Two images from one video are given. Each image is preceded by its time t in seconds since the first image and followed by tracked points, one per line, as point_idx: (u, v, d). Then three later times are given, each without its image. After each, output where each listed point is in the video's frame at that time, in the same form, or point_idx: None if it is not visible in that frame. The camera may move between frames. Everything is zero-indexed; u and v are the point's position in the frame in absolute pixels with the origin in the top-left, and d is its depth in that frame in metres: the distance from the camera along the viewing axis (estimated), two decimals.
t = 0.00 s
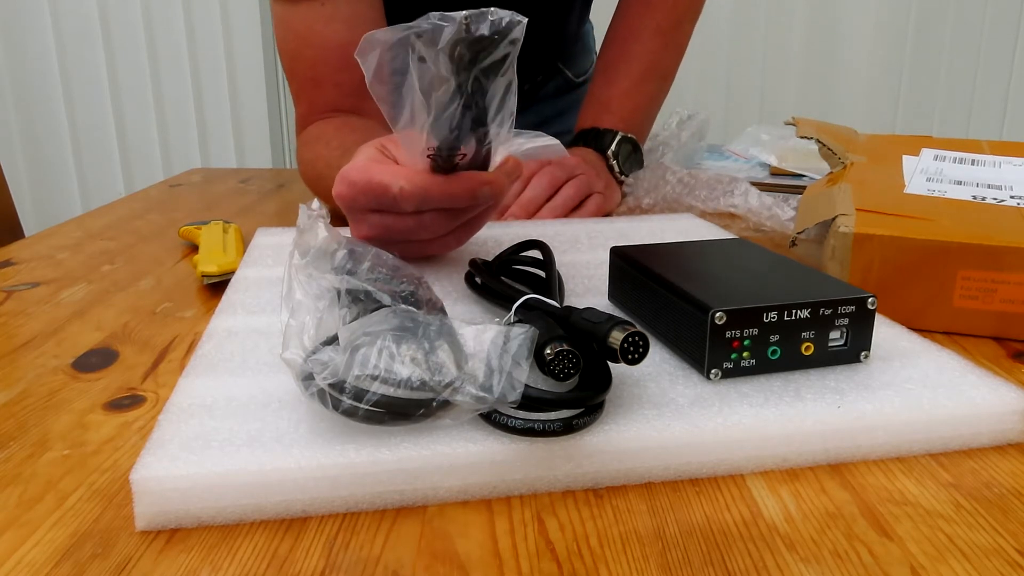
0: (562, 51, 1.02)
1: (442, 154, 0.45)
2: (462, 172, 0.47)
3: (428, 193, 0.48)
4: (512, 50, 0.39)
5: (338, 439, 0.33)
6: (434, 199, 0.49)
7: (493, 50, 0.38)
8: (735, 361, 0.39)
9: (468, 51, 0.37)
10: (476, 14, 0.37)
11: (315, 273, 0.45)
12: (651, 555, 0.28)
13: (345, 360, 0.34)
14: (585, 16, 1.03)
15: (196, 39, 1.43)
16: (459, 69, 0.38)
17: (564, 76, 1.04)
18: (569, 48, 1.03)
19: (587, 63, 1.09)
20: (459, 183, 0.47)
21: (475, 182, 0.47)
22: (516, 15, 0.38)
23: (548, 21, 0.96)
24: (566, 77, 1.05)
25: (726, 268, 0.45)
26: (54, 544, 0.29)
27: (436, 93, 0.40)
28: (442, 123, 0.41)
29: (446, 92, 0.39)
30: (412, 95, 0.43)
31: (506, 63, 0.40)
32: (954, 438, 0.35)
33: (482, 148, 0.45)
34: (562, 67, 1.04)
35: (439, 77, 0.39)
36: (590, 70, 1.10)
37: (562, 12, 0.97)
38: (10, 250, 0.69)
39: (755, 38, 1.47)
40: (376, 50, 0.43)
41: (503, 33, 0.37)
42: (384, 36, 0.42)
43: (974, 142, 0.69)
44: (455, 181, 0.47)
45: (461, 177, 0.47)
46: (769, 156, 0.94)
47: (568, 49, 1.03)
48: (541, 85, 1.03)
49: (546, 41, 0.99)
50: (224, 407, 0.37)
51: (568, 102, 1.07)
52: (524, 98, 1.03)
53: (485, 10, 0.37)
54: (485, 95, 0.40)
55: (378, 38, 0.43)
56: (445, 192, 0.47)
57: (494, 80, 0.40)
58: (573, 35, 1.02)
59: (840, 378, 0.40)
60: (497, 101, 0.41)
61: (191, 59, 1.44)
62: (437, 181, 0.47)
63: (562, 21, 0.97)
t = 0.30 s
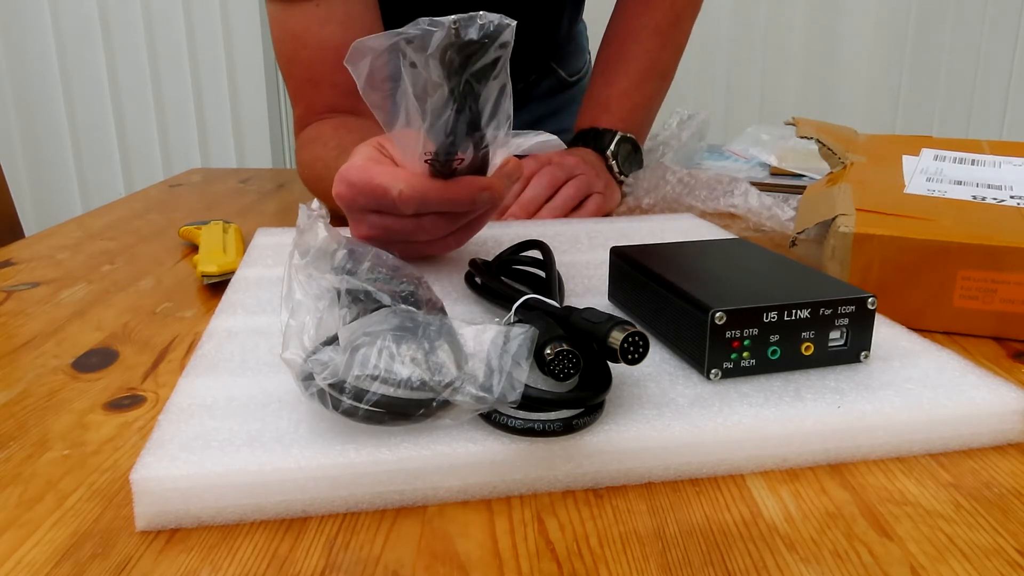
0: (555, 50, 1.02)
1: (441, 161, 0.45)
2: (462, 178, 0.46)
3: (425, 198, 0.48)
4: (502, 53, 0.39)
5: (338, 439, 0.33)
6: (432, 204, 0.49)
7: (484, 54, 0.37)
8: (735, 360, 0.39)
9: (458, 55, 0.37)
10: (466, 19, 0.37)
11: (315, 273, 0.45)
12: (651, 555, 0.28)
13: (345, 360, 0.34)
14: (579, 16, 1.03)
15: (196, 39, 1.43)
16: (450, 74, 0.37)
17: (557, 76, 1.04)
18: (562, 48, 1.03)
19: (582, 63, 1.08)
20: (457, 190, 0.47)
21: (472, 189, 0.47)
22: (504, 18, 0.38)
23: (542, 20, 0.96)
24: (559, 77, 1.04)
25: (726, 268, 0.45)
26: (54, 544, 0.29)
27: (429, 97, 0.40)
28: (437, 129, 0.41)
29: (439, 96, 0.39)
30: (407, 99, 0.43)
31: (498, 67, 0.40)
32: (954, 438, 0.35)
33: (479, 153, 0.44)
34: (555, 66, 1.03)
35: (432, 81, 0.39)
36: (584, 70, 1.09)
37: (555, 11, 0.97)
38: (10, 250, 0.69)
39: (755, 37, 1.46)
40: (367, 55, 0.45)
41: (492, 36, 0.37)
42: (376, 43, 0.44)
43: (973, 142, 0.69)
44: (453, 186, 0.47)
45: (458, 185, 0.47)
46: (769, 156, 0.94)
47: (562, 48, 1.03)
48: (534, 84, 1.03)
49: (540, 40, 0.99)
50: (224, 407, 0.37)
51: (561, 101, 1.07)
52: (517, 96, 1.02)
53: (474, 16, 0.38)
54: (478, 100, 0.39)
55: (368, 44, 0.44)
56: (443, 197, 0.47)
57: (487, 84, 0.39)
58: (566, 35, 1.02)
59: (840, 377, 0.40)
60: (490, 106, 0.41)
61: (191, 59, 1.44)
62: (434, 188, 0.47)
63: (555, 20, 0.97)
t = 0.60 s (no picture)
0: (552, 50, 1.02)
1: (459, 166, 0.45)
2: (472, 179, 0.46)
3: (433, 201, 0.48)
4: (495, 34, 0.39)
5: (338, 439, 0.33)
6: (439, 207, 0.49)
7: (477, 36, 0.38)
8: (735, 361, 0.39)
9: (452, 38, 0.38)
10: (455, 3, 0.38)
11: (315, 273, 0.45)
12: (651, 555, 0.28)
13: (345, 360, 0.34)
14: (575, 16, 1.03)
15: (196, 39, 1.43)
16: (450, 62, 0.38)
17: (555, 75, 1.04)
18: (559, 48, 1.03)
19: (578, 62, 1.08)
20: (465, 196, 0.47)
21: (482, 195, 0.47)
22: None
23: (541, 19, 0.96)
24: (557, 76, 1.04)
25: (725, 268, 0.45)
26: (54, 544, 0.29)
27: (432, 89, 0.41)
28: (440, 121, 0.42)
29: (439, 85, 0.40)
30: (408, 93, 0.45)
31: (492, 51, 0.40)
32: (954, 438, 0.35)
33: (486, 150, 0.45)
34: (552, 66, 1.03)
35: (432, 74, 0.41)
36: (581, 70, 1.09)
37: (553, 10, 0.97)
38: (10, 250, 0.69)
39: (755, 37, 1.46)
40: (362, 44, 0.46)
41: (483, 17, 0.38)
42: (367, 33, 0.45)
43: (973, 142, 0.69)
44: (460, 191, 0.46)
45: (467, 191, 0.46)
46: (769, 156, 0.94)
47: (559, 47, 1.03)
48: (532, 84, 1.02)
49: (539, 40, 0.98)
50: (224, 407, 0.37)
51: (559, 101, 1.07)
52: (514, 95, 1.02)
53: None
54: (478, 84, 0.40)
55: (363, 32, 0.45)
56: (450, 201, 0.47)
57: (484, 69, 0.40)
58: (563, 35, 1.01)
59: (840, 377, 0.40)
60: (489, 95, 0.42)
61: (191, 59, 1.44)
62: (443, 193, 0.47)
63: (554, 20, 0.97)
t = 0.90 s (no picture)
0: (551, 50, 1.02)
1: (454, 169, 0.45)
2: (471, 176, 0.45)
3: (432, 199, 0.48)
4: (501, 67, 0.38)
5: (338, 439, 0.33)
6: (437, 205, 0.49)
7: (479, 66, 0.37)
8: (735, 361, 0.39)
9: (456, 71, 0.37)
10: (462, 36, 0.37)
11: (315, 273, 0.45)
12: (651, 555, 0.28)
13: (345, 360, 0.34)
14: (574, 16, 1.03)
15: (196, 40, 1.43)
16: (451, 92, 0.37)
17: (553, 75, 1.04)
18: (558, 48, 1.03)
19: (576, 62, 1.08)
20: (462, 194, 0.47)
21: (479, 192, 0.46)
22: (500, 32, 0.38)
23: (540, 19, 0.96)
24: (554, 77, 1.04)
25: (725, 267, 0.45)
26: (54, 544, 0.29)
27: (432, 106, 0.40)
28: (443, 135, 0.41)
29: (441, 106, 0.39)
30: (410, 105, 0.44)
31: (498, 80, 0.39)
32: (954, 438, 0.35)
33: (487, 154, 0.43)
34: (551, 66, 1.03)
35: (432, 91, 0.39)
36: (579, 70, 1.09)
37: (553, 9, 0.97)
38: (10, 250, 0.69)
39: (755, 37, 1.46)
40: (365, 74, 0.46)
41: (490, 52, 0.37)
42: (372, 59, 0.45)
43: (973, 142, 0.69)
44: (458, 190, 0.46)
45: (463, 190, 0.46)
46: (769, 156, 0.94)
47: (558, 48, 1.03)
48: (531, 84, 1.02)
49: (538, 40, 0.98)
50: (224, 407, 0.37)
51: (558, 101, 1.07)
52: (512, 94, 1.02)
53: (471, 31, 0.37)
54: (480, 110, 0.39)
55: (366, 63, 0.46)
56: (448, 199, 0.47)
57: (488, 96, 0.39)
58: (561, 35, 1.02)
59: (840, 377, 0.40)
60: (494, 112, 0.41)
61: (192, 59, 1.44)
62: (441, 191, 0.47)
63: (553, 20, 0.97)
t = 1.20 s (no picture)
0: (551, 50, 1.02)
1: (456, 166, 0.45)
2: (469, 172, 0.45)
3: (432, 197, 0.48)
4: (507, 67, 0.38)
5: (338, 439, 0.33)
6: (436, 203, 0.49)
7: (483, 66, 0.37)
8: (735, 360, 0.39)
9: (460, 71, 0.37)
10: (468, 35, 0.37)
11: (315, 273, 0.45)
12: (651, 555, 0.28)
13: (345, 360, 0.34)
14: (574, 16, 1.03)
15: (196, 39, 1.43)
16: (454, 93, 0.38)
17: (553, 75, 1.04)
18: (558, 48, 1.03)
19: (575, 63, 1.08)
20: (460, 191, 0.47)
21: (477, 189, 0.46)
22: (506, 32, 0.37)
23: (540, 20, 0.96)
24: (554, 77, 1.04)
25: (724, 267, 0.45)
26: (54, 544, 0.29)
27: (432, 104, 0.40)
28: (443, 132, 0.41)
29: (443, 104, 0.39)
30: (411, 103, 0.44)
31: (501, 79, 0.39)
32: (954, 438, 0.35)
33: (486, 151, 0.43)
34: (551, 66, 1.03)
35: (434, 89, 0.39)
36: (578, 70, 1.09)
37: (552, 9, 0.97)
38: (10, 250, 0.69)
39: (755, 37, 1.46)
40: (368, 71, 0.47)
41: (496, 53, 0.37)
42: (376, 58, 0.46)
43: (973, 142, 0.69)
44: (455, 187, 0.46)
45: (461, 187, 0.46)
46: (770, 156, 0.94)
47: (557, 48, 1.03)
48: (531, 84, 1.03)
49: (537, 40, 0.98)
50: (224, 407, 0.37)
51: (557, 101, 1.07)
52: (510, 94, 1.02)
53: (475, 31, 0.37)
54: (482, 109, 0.39)
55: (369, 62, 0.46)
56: (446, 196, 0.47)
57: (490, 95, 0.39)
58: (561, 35, 1.02)
59: (840, 377, 0.40)
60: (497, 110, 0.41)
61: (192, 59, 1.44)
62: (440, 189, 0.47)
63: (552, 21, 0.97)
